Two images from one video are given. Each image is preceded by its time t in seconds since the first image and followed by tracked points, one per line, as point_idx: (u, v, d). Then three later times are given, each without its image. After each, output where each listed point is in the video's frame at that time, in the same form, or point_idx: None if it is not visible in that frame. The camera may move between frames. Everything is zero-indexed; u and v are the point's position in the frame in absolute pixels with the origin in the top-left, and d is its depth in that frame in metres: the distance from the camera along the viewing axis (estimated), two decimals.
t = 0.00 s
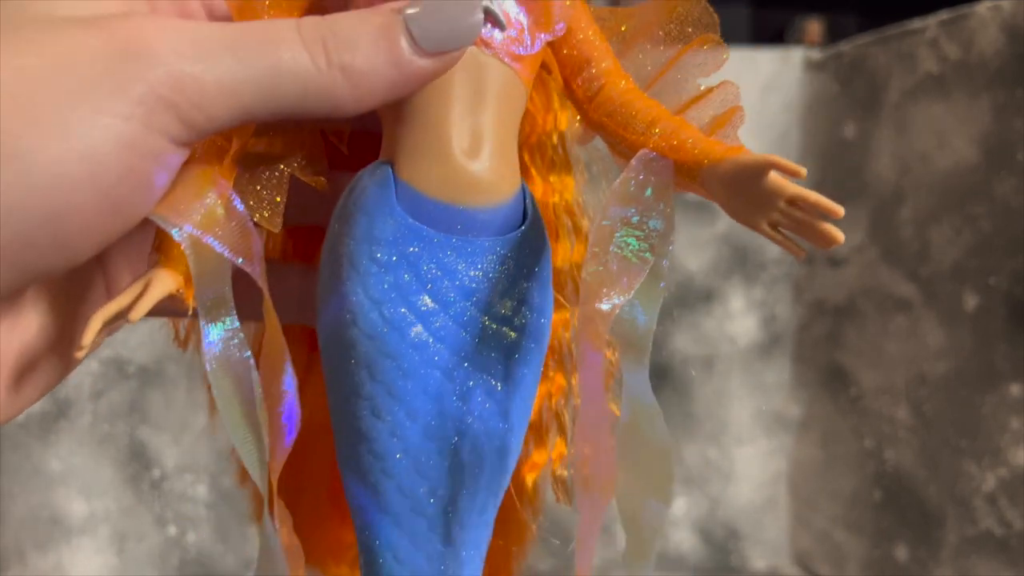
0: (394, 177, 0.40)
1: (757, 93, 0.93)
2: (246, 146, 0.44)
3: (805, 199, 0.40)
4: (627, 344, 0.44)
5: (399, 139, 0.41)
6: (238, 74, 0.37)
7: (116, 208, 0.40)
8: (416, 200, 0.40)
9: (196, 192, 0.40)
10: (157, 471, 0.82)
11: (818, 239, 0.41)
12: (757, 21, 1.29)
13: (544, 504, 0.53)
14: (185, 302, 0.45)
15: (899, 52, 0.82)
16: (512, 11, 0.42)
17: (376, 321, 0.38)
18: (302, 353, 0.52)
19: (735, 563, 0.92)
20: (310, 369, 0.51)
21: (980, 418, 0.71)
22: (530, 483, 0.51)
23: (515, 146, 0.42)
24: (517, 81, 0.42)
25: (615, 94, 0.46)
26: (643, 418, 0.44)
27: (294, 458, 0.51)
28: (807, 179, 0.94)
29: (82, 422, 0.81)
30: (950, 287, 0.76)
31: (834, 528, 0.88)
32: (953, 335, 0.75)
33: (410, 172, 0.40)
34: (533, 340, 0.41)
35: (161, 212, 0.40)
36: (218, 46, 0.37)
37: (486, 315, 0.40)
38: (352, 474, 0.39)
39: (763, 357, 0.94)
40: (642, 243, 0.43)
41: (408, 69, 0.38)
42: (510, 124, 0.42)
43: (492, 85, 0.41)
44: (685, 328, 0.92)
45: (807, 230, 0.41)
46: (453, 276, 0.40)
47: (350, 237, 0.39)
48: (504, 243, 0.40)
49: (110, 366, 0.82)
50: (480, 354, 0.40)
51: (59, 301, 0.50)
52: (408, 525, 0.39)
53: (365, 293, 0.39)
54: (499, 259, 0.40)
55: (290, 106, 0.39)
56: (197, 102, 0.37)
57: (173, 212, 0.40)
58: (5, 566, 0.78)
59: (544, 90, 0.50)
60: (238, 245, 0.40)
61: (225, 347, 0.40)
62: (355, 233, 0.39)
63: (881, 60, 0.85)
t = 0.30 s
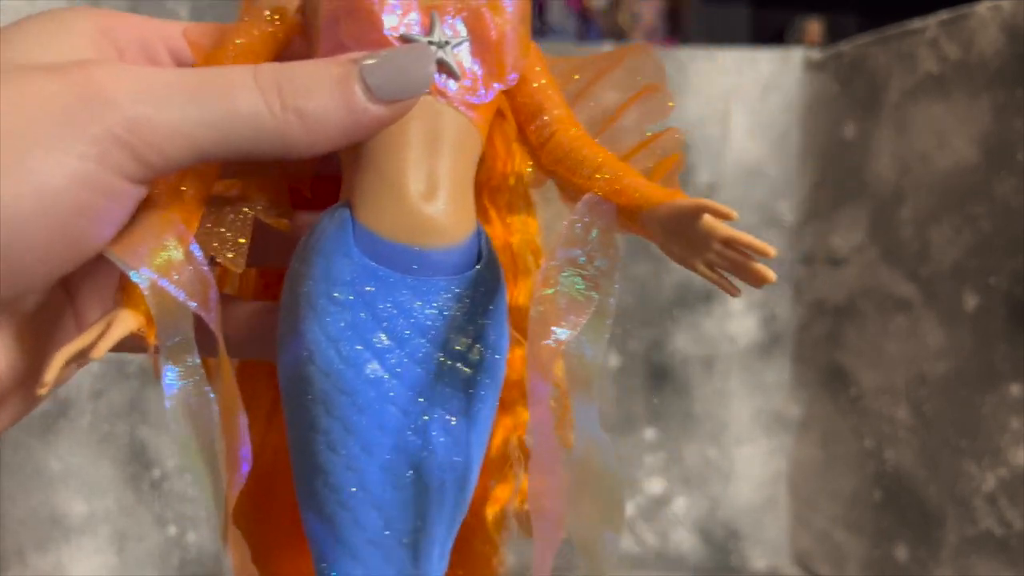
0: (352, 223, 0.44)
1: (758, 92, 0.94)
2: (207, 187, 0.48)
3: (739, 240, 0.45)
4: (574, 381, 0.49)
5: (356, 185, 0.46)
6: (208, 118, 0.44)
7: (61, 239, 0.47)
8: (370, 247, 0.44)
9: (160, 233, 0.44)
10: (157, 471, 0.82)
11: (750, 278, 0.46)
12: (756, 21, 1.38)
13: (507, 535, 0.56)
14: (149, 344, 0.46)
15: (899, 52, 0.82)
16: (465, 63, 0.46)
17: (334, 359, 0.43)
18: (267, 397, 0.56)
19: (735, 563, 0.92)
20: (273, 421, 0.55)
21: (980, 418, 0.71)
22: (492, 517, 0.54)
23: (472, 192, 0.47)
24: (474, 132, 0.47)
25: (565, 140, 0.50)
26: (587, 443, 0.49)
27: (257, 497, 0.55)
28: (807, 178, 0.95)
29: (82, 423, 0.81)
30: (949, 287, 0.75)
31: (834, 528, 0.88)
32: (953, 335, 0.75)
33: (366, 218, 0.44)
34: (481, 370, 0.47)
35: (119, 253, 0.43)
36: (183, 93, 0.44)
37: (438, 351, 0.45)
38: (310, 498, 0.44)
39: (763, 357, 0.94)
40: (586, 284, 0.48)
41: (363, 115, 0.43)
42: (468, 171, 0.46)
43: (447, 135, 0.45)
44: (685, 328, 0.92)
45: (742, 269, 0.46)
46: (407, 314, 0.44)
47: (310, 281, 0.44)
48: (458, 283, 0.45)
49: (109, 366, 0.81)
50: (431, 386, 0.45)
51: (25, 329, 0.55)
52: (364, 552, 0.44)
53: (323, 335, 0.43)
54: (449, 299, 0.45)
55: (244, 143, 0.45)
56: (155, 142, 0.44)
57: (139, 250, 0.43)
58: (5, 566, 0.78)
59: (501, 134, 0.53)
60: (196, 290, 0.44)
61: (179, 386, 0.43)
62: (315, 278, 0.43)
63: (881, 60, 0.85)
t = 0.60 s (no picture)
0: (291, 245, 0.45)
1: (758, 92, 0.94)
2: (153, 217, 0.51)
3: (656, 222, 0.41)
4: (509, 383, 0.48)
5: (299, 207, 0.46)
6: (142, 147, 0.47)
7: None
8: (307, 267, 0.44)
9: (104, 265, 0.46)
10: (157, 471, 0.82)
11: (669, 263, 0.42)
12: (756, 21, 1.38)
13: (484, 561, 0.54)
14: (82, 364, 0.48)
15: (899, 52, 0.82)
16: (395, 78, 0.47)
17: (269, 378, 0.43)
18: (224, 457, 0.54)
19: (735, 562, 0.92)
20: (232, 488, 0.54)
21: (980, 418, 0.71)
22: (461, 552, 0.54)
23: (414, 210, 0.47)
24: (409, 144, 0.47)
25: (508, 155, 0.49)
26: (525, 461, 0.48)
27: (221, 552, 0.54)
28: (807, 178, 0.95)
29: (82, 422, 0.81)
30: (950, 287, 0.75)
31: (834, 528, 0.88)
32: (953, 335, 0.75)
33: (306, 238, 0.45)
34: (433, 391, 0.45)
35: (55, 278, 0.45)
36: (112, 125, 0.47)
37: (381, 365, 0.45)
38: (257, 522, 0.44)
39: (763, 357, 0.94)
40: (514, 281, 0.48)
41: (292, 135, 0.45)
42: (409, 190, 0.47)
43: (380, 149, 0.46)
44: (685, 327, 0.92)
45: (662, 253, 0.42)
46: (343, 330, 0.44)
47: (249, 300, 0.44)
48: (391, 298, 0.45)
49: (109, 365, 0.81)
50: (375, 401, 0.44)
51: None
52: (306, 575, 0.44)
53: (261, 352, 0.43)
54: (390, 317, 0.45)
55: (177, 168, 0.48)
56: (89, 170, 0.47)
57: (79, 274, 0.45)
58: (5, 566, 0.77)
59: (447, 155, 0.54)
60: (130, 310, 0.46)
61: (127, 418, 0.45)
62: (253, 298, 0.44)
63: (881, 60, 0.85)
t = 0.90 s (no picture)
0: (365, 421, 0.51)
1: (757, 92, 0.94)
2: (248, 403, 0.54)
3: (676, 395, 0.50)
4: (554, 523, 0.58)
5: (369, 388, 0.52)
6: (234, 348, 0.49)
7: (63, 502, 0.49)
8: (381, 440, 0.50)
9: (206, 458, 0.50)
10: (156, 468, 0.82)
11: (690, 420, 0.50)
12: (756, 21, 1.38)
13: None
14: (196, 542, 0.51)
15: (900, 52, 0.82)
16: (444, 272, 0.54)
17: (353, 536, 0.48)
18: None
19: (735, 562, 0.92)
20: None
21: (980, 418, 0.71)
22: None
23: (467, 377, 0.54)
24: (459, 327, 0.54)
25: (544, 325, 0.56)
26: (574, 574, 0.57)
27: None
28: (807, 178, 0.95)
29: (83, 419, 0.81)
30: (949, 287, 0.75)
31: (834, 528, 0.88)
32: (952, 335, 0.75)
33: (376, 413, 0.51)
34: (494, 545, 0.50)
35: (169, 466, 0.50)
36: (205, 334, 0.49)
37: (448, 524, 0.50)
38: None
39: (763, 357, 0.94)
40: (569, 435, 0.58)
41: (363, 328, 0.49)
42: (462, 363, 0.53)
43: (438, 330, 0.53)
44: (685, 327, 0.93)
45: (680, 420, 0.50)
46: (413, 491, 0.50)
47: (329, 473, 0.50)
48: (456, 459, 0.51)
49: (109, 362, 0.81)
50: (445, 559, 0.49)
51: (99, 526, 0.57)
52: None
53: (343, 520, 0.48)
54: (454, 480, 0.51)
55: (262, 371, 0.50)
56: (185, 380, 0.49)
57: (185, 460, 0.50)
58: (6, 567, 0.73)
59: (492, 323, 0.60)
60: (235, 492, 0.51)
61: None
62: (335, 468, 0.50)
63: (881, 60, 0.85)
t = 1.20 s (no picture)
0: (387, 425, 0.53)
1: (757, 93, 0.95)
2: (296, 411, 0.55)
3: (645, 344, 0.46)
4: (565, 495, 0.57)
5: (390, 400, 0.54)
6: (275, 373, 0.51)
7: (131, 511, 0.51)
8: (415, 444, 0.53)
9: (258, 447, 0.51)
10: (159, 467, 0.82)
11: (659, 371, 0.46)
12: (755, 22, 1.39)
13: None
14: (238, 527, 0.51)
15: (899, 52, 0.83)
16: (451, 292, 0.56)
17: (381, 527, 0.50)
18: None
19: (735, 562, 0.92)
20: None
21: (979, 418, 0.72)
22: None
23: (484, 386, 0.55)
24: (472, 351, 0.55)
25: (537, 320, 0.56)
26: (588, 571, 0.58)
27: None
28: (806, 178, 0.95)
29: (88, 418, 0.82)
30: (947, 287, 0.76)
31: (832, 527, 0.88)
32: (950, 335, 0.75)
33: (398, 413, 0.53)
34: (510, 546, 0.52)
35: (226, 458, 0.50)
36: (251, 359, 0.51)
37: (475, 516, 0.53)
38: None
39: (762, 357, 0.95)
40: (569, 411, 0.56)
41: (387, 347, 0.51)
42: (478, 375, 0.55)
43: (458, 342, 0.55)
44: (684, 327, 0.94)
45: (651, 364, 0.46)
46: (440, 489, 0.53)
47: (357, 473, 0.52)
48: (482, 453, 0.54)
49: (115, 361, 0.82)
50: (475, 547, 0.52)
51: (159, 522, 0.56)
52: None
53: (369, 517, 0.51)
54: (479, 482, 0.53)
55: (301, 388, 0.52)
56: (237, 399, 0.51)
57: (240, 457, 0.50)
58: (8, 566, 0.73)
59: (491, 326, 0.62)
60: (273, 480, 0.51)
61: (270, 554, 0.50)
62: (361, 465, 0.52)
63: (880, 61, 0.85)
